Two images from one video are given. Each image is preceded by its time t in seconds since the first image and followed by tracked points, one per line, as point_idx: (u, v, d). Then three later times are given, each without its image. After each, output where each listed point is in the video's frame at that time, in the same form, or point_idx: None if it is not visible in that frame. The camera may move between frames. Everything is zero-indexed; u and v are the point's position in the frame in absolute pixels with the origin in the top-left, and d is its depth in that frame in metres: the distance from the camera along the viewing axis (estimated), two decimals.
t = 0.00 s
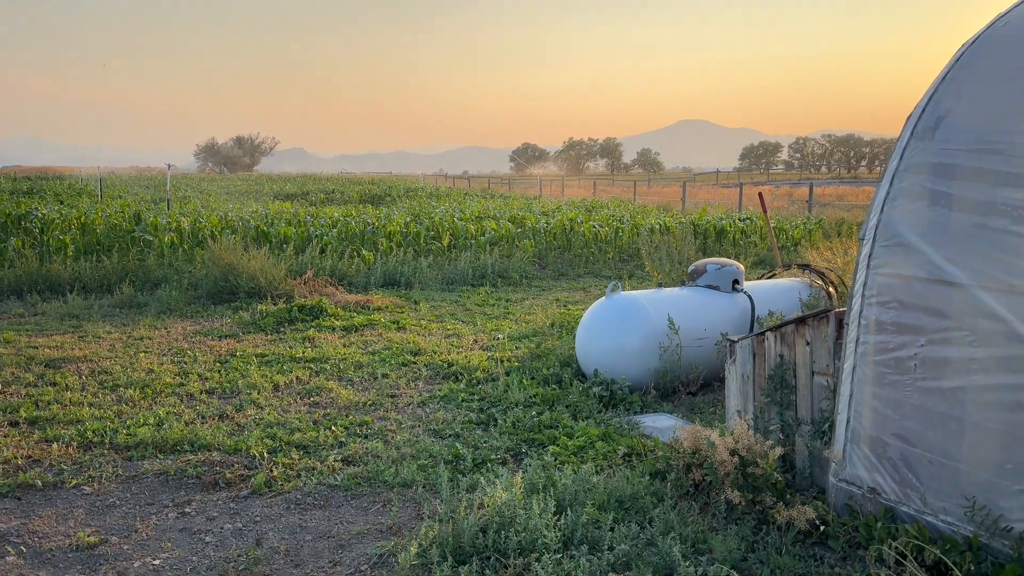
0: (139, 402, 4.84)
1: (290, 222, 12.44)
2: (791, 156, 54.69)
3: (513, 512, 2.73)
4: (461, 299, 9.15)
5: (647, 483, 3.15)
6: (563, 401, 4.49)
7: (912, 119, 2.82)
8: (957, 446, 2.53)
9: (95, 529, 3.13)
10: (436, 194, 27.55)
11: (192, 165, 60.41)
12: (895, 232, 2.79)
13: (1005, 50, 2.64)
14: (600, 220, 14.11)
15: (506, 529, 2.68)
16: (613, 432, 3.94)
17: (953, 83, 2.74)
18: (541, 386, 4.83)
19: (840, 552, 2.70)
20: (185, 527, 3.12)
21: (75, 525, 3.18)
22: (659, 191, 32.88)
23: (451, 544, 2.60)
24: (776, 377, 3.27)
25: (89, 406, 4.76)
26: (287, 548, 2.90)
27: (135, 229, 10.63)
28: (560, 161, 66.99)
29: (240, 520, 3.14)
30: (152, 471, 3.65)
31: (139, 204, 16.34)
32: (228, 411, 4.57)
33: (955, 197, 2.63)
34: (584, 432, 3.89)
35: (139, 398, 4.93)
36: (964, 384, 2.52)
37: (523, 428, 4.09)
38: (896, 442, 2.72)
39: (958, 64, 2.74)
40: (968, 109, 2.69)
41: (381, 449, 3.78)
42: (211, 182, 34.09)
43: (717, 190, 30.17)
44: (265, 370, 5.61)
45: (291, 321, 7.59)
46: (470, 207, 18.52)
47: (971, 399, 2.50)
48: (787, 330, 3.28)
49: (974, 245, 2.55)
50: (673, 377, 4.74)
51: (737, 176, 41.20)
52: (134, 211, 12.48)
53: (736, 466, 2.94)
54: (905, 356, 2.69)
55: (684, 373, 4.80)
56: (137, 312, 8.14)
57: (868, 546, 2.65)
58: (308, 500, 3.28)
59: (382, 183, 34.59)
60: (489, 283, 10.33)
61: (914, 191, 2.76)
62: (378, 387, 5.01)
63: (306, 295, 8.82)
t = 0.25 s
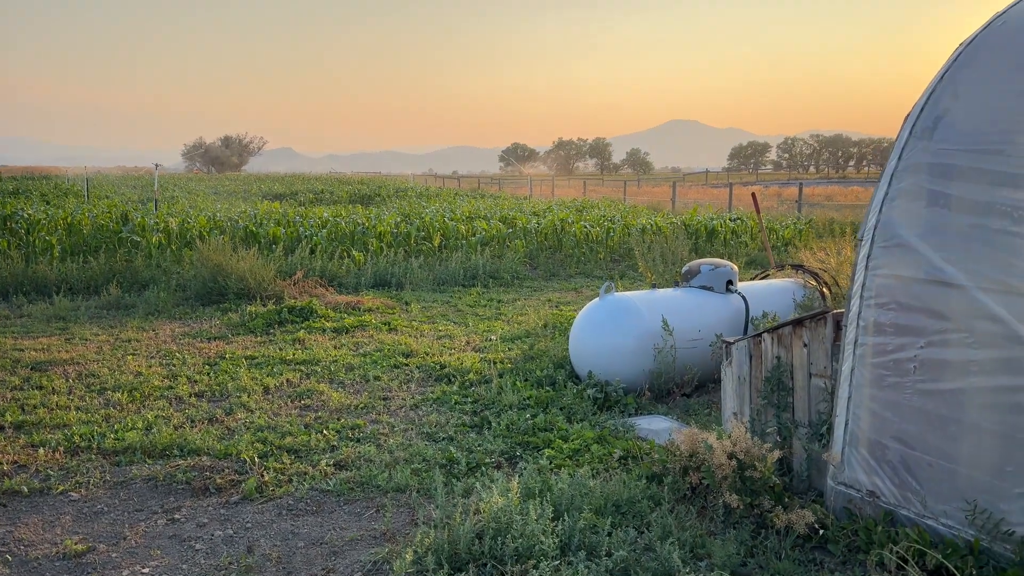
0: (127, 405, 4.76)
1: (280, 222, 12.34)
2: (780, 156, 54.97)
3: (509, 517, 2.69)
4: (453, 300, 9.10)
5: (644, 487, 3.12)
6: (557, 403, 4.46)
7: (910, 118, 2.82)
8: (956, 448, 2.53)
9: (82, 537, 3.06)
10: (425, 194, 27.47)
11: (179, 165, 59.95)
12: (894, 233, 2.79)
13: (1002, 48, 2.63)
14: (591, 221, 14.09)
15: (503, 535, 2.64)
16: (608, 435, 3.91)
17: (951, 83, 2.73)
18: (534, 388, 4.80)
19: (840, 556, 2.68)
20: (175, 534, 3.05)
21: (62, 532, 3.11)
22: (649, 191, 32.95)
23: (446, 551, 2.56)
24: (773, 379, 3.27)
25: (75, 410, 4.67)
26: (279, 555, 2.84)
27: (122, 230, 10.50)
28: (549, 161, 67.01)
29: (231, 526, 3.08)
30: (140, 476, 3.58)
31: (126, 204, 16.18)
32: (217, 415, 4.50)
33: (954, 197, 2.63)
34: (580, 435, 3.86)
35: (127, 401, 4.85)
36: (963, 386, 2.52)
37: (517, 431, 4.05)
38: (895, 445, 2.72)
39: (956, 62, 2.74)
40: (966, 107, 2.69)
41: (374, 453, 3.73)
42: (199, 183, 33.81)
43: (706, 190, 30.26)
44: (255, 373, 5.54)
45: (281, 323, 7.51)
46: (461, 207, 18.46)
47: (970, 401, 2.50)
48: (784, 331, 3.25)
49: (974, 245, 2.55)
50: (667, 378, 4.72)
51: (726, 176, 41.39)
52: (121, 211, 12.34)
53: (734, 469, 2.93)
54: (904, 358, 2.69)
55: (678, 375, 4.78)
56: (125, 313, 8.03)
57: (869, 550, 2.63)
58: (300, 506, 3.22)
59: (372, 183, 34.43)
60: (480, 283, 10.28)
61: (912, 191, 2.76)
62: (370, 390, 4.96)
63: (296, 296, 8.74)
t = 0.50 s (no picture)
0: (117, 406, 4.66)
1: (271, 220, 12.21)
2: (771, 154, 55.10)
3: (512, 521, 2.62)
4: (447, 298, 9.02)
5: (647, 489, 3.06)
6: (556, 403, 4.39)
7: (920, 110, 2.77)
8: (969, 449, 2.51)
9: (71, 543, 2.97)
10: (418, 192, 27.38)
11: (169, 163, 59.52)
12: (904, 228, 2.75)
13: (1014, 40, 2.59)
14: (585, 218, 14.03)
15: (505, 540, 2.57)
16: (609, 435, 3.85)
17: (963, 74, 2.68)
18: (533, 387, 4.73)
19: (851, 560, 2.62)
20: (167, 539, 2.97)
21: (50, 538, 3.01)
22: (642, 190, 32.94)
23: (448, 557, 2.48)
24: (778, 378, 3.23)
25: (64, 411, 4.57)
26: (274, 561, 2.76)
27: (112, 228, 10.36)
28: (542, 159, 66.94)
29: (225, 531, 3.00)
30: (131, 479, 3.49)
31: (116, 202, 16.00)
32: (210, 416, 4.41)
33: (966, 192, 2.59)
34: (580, 436, 3.79)
35: (117, 402, 4.74)
36: (976, 385, 2.50)
37: (516, 431, 3.98)
38: (906, 445, 2.69)
39: (967, 53, 2.69)
40: (979, 99, 2.64)
41: (370, 455, 3.65)
42: (190, 181, 33.57)
43: (699, 188, 30.28)
44: (248, 373, 5.44)
45: (274, 322, 7.41)
46: (454, 205, 18.36)
47: (984, 401, 2.47)
48: (790, 330, 3.24)
49: (987, 241, 2.51)
50: (668, 377, 4.66)
51: (718, 175, 41.43)
52: (110, 209, 12.18)
53: (740, 471, 2.87)
54: (916, 357, 2.66)
55: (678, 374, 4.72)
56: (115, 312, 7.91)
57: (881, 553, 2.58)
58: (295, 510, 3.14)
59: (365, 181, 34.30)
60: (475, 281, 10.21)
61: (923, 186, 2.71)
62: (365, 390, 4.88)
63: (289, 295, 8.64)
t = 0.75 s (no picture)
0: (107, 407, 4.51)
1: (265, 216, 12.04)
2: (765, 150, 55.10)
3: (522, 529, 2.51)
4: (444, 295, 8.89)
5: (659, 493, 2.97)
6: (561, 402, 4.28)
7: (944, 98, 2.66)
8: (999, 452, 2.41)
9: (59, 553, 2.84)
10: (412, 188, 27.21)
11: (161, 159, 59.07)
12: (928, 222, 2.64)
13: None
14: (582, 214, 13.91)
15: (516, 549, 2.46)
16: (617, 436, 3.73)
17: (988, 60, 2.57)
18: (536, 387, 4.61)
19: (875, 568, 2.53)
20: (159, 548, 2.84)
21: (36, 548, 2.87)
22: (637, 185, 32.83)
23: (455, 567, 2.37)
24: (794, 378, 3.14)
25: (53, 412, 4.42)
26: (272, 571, 2.63)
27: (103, 224, 10.18)
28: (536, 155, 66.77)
29: (220, 539, 2.87)
30: (122, 484, 3.35)
31: (107, 199, 15.79)
32: (204, 417, 4.27)
33: (994, 183, 2.48)
34: (587, 437, 3.67)
35: (107, 402, 4.60)
36: (1006, 386, 2.39)
37: (521, 432, 3.86)
38: (931, 448, 2.58)
39: (992, 38, 2.58)
40: (1005, 87, 2.53)
41: (370, 458, 3.53)
42: (182, 179, 33.29)
43: (694, 184, 30.19)
44: (242, 372, 5.30)
45: (268, 319, 7.27)
46: (449, 201, 18.20)
47: (1014, 402, 2.37)
48: (806, 328, 3.14)
49: (1016, 235, 2.40)
50: (674, 376, 4.55)
51: (712, 171, 41.37)
52: (101, 205, 11.97)
53: (757, 475, 2.77)
54: (942, 355, 2.56)
55: (685, 372, 4.61)
56: (105, 310, 7.74)
57: (907, 561, 2.49)
58: (293, 516, 3.02)
59: (359, 178, 34.13)
60: (472, 278, 10.08)
61: (948, 177, 2.60)
62: (363, 390, 4.75)
63: (283, 292, 8.48)
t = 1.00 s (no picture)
0: (95, 416, 4.34)
1: (258, 214, 11.83)
2: (760, 145, 55.05)
3: (535, 555, 2.36)
4: (442, 294, 8.73)
5: (676, 511, 2.87)
6: (567, 410, 4.13)
7: (977, 95, 2.51)
8: None
9: None
10: (407, 184, 27.03)
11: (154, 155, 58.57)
12: (961, 225, 2.49)
13: None
14: (579, 211, 13.75)
15: None
16: (627, 447, 3.59)
17: None
18: (540, 393, 4.46)
19: None
20: (148, 573, 2.67)
21: (16, 573, 2.71)
22: (632, 181, 32.71)
23: None
24: (815, 388, 3.01)
25: (38, 422, 4.25)
26: None
27: (93, 222, 9.97)
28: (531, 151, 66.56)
29: (212, 563, 2.71)
30: (109, 502, 3.19)
31: (98, 196, 15.55)
32: (195, 427, 4.11)
33: None
34: (596, 448, 3.52)
35: (95, 411, 4.43)
36: None
37: (526, 443, 3.71)
38: (964, 465, 2.45)
39: None
40: None
41: (370, 472, 3.37)
42: (174, 175, 32.96)
43: (689, 180, 30.07)
44: (236, 378, 5.13)
45: (262, 321, 7.09)
46: (445, 198, 18.02)
47: None
48: (828, 336, 2.99)
49: None
50: (683, 381, 4.40)
51: (707, 167, 41.29)
52: (91, 203, 11.75)
53: (781, 492, 2.63)
54: (975, 367, 2.42)
55: (694, 378, 4.47)
56: (95, 312, 7.55)
57: None
58: (290, 537, 2.86)
59: (352, 174, 33.91)
60: (469, 277, 9.92)
61: (982, 178, 2.46)
62: (361, 397, 4.59)
63: (277, 292, 8.31)
